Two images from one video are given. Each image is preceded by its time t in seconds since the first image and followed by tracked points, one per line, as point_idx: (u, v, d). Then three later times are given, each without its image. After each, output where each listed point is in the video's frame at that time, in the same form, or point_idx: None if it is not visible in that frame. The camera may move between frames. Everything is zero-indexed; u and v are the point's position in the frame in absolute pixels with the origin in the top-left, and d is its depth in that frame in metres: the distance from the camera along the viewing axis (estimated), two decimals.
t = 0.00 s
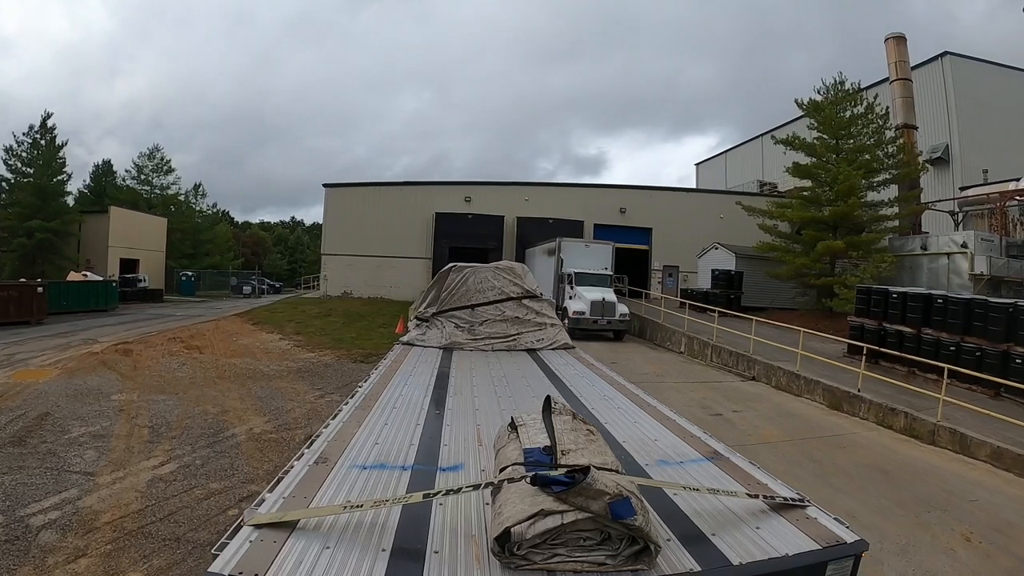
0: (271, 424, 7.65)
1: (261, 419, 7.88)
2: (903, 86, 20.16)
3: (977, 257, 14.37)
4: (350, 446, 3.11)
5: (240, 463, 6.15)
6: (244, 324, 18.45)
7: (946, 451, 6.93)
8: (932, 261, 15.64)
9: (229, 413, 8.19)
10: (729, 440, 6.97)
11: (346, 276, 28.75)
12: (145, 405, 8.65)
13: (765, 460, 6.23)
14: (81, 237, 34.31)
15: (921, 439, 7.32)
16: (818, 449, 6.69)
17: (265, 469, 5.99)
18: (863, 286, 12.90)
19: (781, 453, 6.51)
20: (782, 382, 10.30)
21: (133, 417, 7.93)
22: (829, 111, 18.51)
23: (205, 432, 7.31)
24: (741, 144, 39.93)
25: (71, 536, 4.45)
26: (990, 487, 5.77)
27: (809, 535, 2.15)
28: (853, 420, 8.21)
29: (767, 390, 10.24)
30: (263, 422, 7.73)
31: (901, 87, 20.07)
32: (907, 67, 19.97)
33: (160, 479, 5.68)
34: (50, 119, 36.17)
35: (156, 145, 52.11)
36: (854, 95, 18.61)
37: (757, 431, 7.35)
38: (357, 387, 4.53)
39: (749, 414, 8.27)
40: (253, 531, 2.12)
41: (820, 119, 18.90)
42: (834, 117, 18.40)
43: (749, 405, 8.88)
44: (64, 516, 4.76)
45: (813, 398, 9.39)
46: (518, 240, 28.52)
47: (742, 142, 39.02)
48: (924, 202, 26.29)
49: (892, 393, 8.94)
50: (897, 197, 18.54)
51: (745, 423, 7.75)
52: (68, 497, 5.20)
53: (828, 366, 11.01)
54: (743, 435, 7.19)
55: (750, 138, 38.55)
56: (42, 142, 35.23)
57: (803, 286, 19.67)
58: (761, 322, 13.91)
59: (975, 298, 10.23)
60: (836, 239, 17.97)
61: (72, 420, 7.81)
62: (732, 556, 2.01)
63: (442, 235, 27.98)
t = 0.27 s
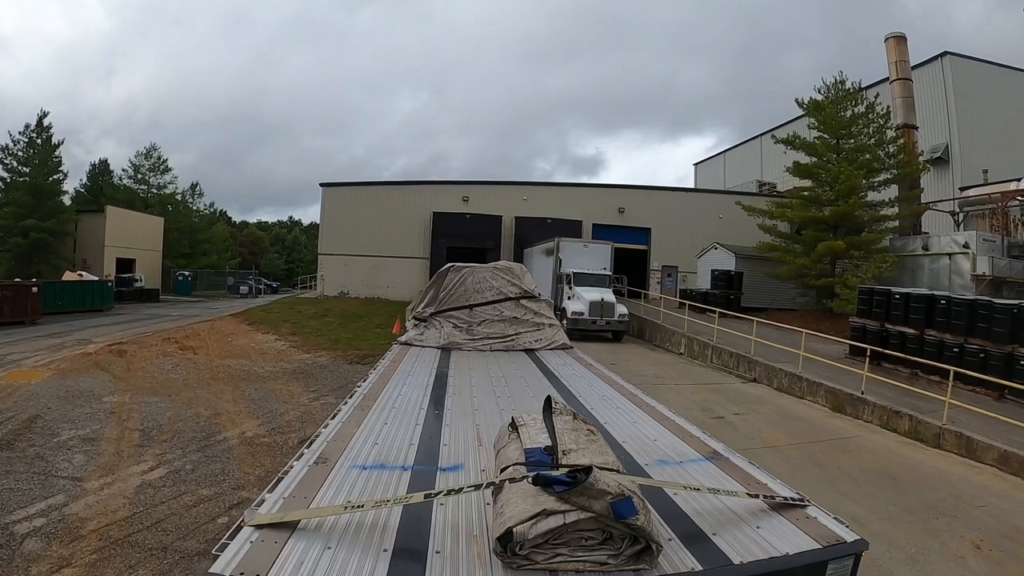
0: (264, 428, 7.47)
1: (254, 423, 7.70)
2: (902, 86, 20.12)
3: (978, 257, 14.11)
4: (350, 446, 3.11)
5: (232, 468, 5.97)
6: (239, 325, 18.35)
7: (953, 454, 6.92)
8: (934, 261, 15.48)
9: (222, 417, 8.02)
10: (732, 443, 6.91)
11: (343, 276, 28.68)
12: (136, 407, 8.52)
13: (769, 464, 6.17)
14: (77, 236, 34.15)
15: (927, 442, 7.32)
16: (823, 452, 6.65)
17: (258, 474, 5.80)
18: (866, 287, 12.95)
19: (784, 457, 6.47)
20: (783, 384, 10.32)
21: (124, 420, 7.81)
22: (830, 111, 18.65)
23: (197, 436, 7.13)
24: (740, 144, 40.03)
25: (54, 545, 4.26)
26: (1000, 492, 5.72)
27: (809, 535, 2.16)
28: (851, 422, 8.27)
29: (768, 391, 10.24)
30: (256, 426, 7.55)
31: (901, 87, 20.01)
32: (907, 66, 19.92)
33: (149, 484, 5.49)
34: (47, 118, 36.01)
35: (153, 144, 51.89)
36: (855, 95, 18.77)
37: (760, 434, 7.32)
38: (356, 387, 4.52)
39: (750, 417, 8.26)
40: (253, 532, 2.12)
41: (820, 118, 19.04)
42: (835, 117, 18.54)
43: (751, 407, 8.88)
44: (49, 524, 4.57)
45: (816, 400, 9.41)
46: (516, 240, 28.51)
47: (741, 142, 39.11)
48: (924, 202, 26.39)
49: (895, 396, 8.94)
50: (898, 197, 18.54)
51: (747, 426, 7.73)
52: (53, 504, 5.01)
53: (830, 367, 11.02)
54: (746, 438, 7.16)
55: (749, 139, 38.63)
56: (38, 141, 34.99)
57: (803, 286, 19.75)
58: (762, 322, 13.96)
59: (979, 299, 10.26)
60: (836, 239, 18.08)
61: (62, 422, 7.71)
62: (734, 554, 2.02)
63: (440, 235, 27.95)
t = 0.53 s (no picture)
0: (259, 431, 7.38)
1: (249, 426, 7.60)
2: (903, 85, 20.14)
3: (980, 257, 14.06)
4: (349, 446, 3.10)
5: (224, 472, 5.87)
6: (236, 325, 18.29)
7: (959, 457, 6.93)
8: (936, 260, 15.47)
9: (216, 419, 7.93)
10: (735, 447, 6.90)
11: (341, 276, 28.64)
12: (130, 410, 8.45)
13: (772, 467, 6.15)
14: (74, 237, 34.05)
15: (932, 444, 7.34)
16: (827, 455, 6.62)
17: (250, 479, 5.70)
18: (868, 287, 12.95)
19: (788, 460, 6.45)
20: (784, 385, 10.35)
21: (117, 422, 7.74)
22: (830, 109, 18.70)
23: (190, 439, 7.05)
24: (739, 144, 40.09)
25: (41, 553, 4.20)
26: (1008, 495, 5.70)
27: (808, 534, 2.16)
28: (853, 424, 8.27)
29: (770, 392, 10.27)
30: (251, 429, 7.45)
31: (902, 86, 20.06)
32: (907, 65, 19.98)
33: (139, 490, 5.41)
34: (44, 118, 35.89)
35: (151, 144, 51.74)
36: (855, 94, 18.77)
37: (762, 437, 7.31)
38: (355, 387, 4.51)
39: (753, 419, 8.26)
40: (253, 532, 2.11)
41: (820, 117, 19.09)
42: (835, 115, 18.59)
43: (754, 409, 8.88)
44: (36, 531, 4.51)
45: (818, 401, 9.42)
46: (515, 240, 28.52)
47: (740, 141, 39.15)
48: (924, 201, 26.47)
49: (899, 397, 8.96)
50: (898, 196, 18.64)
51: (750, 429, 7.72)
52: (42, 510, 4.95)
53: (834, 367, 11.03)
54: (749, 441, 7.14)
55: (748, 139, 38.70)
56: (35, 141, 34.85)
57: (804, 286, 19.82)
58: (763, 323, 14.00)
59: (983, 299, 10.28)
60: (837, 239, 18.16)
61: (54, 425, 7.64)
62: (733, 554, 2.02)
63: (438, 236, 27.92)
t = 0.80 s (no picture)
0: (253, 435, 7.35)
1: (244, 429, 7.57)
2: (903, 83, 20.16)
3: (983, 257, 14.06)
4: (347, 447, 3.10)
5: (217, 478, 5.84)
6: (234, 327, 18.29)
7: (966, 459, 6.93)
8: (938, 259, 15.46)
9: (210, 422, 7.90)
10: (740, 449, 6.88)
11: (339, 277, 28.63)
12: (124, 413, 8.42)
13: (778, 469, 6.14)
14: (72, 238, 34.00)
15: (938, 446, 7.34)
16: (832, 458, 6.62)
17: (242, 485, 5.66)
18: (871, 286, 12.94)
19: (793, 462, 6.44)
20: (787, 385, 10.36)
21: (111, 426, 7.69)
22: (831, 108, 18.68)
23: (183, 443, 7.01)
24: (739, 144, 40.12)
25: (29, 561, 4.17)
26: (1016, 498, 5.69)
27: (807, 532, 2.17)
28: (857, 425, 8.28)
29: (772, 393, 10.28)
30: (245, 433, 7.42)
31: (901, 85, 20.10)
32: (907, 63, 20.02)
33: (131, 495, 5.38)
34: (42, 118, 35.81)
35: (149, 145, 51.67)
36: (855, 92, 18.68)
37: (766, 439, 7.30)
38: (354, 388, 4.51)
39: (756, 420, 8.26)
40: (252, 534, 2.11)
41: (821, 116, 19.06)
42: (837, 114, 18.56)
43: (757, 410, 8.89)
44: (26, 538, 4.49)
45: (821, 402, 9.43)
46: (514, 240, 28.53)
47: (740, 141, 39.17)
48: (925, 200, 26.52)
49: (903, 398, 8.96)
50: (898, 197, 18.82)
51: (754, 430, 7.72)
52: (31, 516, 4.92)
53: (837, 368, 11.04)
54: (753, 443, 7.13)
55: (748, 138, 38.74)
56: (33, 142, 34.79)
57: (805, 286, 19.87)
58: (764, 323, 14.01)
59: (986, 298, 10.30)
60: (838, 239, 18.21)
61: (47, 428, 7.61)
62: (732, 553, 2.02)
63: (437, 236, 27.90)
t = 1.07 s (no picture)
0: (249, 439, 7.30)
1: (239, 433, 7.53)
2: (905, 83, 20.18)
3: (986, 256, 14.09)
4: (347, 447, 3.10)
5: (210, 483, 5.78)
6: (232, 328, 18.28)
7: (973, 462, 6.92)
8: (941, 260, 15.50)
9: (205, 426, 7.85)
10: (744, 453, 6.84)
11: (339, 277, 28.64)
12: (120, 415, 8.40)
13: (785, 473, 6.10)
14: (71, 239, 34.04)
15: (944, 448, 7.34)
16: (837, 462, 6.60)
17: (236, 490, 5.61)
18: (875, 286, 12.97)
19: (798, 466, 6.41)
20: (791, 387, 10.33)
21: (105, 428, 7.67)
22: (834, 107, 18.67)
23: (177, 447, 6.96)
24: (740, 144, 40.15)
25: (15, 569, 4.11)
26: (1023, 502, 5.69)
27: (806, 532, 2.17)
28: (861, 427, 8.28)
29: (775, 395, 10.27)
30: (240, 436, 7.37)
31: (903, 83, 20.09)
32: (909, 62, 20.02)
33: (123, 500, 5.33)
34: (41, 118, 35.78)
35: (148, 145, 51.73)
36: (858, 91, 18.68)
37: (771, 442, 7.27)
38: (354, 388, 4.51)
39: (760, 423, 8.24)
40: (251, 534, 2.11)
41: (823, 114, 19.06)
42: (840, 113, 18.55)
43: (761, 412, 8.87)
44: (14, 544, 4.43)
45: (826, 404, 9.42)
46: (514, 240, 28.54)
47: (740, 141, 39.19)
48: (927, 199, 26.52)
49: (909, 399, 8.95)
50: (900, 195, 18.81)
51: (759, 433, 7.70)
52: (21, 522, 4.87)
53: (841, 369, 11.04)
54: (757, 446, 7.10)
55: (749, 138, 38.76)
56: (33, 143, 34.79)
57: (807, 286, 19.89)
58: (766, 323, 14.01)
59: (993, 298, 10.30)
60: (841, 238, 18.24)
61: (41, 431, 7.59)
62: (731, 553, 2.03)
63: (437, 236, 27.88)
